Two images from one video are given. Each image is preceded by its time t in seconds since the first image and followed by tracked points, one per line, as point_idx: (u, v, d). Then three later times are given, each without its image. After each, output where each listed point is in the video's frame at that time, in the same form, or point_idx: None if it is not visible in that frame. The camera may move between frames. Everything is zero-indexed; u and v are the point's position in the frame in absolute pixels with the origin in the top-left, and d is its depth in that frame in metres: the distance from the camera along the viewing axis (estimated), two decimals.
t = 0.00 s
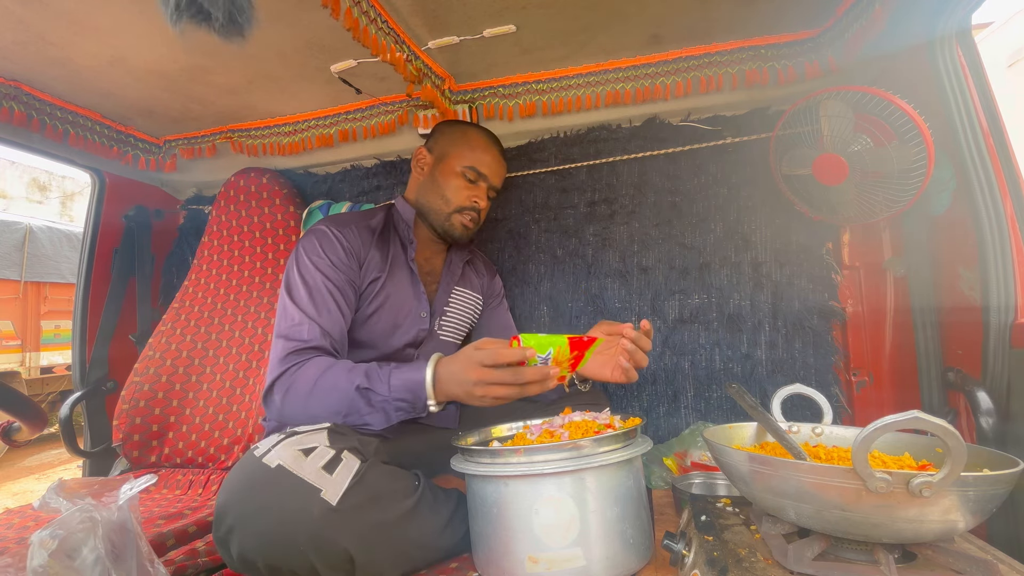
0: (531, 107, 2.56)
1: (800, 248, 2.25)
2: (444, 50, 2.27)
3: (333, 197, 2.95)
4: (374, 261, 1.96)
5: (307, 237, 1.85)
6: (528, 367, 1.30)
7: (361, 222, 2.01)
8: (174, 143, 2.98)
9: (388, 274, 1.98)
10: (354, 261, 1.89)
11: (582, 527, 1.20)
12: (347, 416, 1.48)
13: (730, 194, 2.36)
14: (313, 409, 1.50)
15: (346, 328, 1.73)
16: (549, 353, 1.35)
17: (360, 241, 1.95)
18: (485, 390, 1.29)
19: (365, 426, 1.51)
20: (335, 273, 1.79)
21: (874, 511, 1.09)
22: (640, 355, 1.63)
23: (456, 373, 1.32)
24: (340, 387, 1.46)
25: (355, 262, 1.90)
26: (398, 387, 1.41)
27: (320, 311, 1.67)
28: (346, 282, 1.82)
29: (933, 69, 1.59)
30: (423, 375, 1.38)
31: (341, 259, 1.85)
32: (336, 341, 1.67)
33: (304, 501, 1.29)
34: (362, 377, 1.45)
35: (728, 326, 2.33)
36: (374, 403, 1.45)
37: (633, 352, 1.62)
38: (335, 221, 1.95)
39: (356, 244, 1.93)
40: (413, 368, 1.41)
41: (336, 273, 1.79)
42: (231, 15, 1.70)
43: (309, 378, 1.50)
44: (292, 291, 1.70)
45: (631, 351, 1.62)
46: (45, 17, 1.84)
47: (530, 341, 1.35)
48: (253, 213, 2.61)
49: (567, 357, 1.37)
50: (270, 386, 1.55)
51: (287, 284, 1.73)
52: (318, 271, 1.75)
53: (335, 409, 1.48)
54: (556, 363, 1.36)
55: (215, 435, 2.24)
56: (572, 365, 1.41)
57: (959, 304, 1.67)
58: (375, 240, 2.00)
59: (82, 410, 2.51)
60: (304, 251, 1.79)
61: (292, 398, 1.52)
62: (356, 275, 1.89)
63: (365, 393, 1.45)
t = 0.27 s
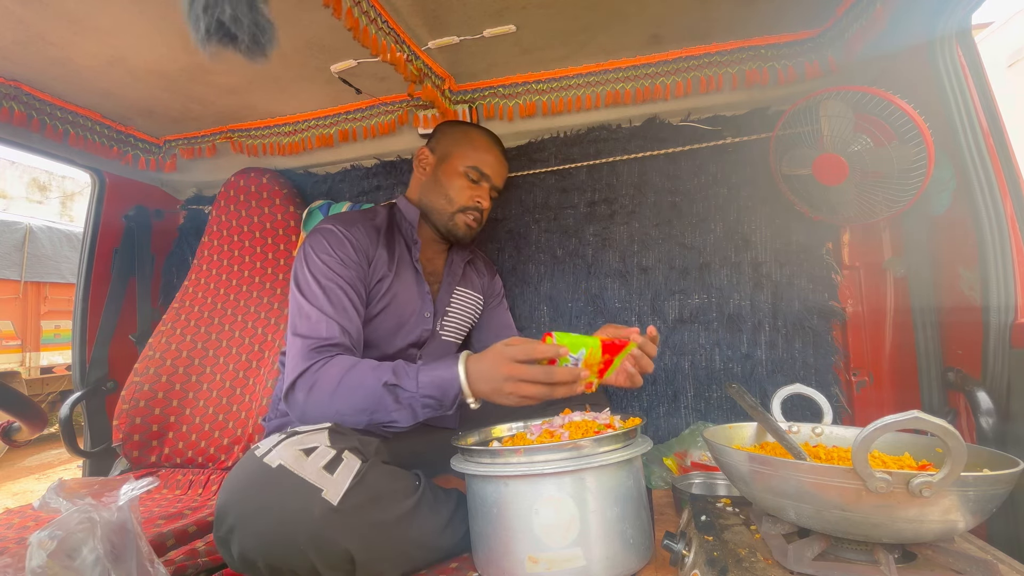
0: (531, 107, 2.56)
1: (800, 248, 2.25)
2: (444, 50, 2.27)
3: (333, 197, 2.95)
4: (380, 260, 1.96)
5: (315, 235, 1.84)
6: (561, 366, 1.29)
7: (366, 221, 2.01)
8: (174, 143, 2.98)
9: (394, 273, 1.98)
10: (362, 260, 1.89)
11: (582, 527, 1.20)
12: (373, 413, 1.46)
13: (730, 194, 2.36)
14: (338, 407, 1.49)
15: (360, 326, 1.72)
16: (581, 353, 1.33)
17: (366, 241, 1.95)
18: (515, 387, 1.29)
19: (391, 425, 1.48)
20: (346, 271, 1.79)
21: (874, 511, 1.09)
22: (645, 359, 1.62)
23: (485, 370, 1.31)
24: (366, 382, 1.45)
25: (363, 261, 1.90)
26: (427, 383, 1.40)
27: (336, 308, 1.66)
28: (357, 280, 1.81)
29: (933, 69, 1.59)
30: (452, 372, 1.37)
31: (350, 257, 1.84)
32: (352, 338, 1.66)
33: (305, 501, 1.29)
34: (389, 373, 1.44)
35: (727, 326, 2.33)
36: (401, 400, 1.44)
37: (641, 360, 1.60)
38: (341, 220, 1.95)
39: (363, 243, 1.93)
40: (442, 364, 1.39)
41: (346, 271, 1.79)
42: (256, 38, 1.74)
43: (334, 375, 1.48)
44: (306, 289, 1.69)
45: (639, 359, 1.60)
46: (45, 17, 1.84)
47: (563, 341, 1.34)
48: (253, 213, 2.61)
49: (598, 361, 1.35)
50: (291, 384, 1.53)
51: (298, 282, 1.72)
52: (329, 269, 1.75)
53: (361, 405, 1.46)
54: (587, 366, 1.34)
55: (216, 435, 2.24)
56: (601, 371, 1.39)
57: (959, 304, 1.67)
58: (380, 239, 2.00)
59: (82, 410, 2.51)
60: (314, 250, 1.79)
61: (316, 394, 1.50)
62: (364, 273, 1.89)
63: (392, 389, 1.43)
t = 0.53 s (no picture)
0: (531, 107, 2.56)
1: (800, 248, 2.25)
2: (443, 50, 2.27)
3: (333, 197, 2.95)
4: (383, 260, 1.96)
5: (317, 234, 1.84)
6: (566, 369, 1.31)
7: (368, 221, 2.00)
8: (174, 143, 2.98)
9: (396, 273, 1.98)
10: (364, 260, 1.89)
11: (582, 527, 1.20)
12: (375, 412, 1.45)
13: (730, 194, 2.36)
14: (339, 406, 1.48)
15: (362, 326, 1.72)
16: (587, 358, 1.33)
17: (369, 240, 1.94)
18: (520, 388, 1.30)
19: (393, 424, 1.47)
20: (347, 269, 1.79)
21: (874, 511, 1.09)
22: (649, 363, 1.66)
23: (491, 370, 1.32)
24: (369, 381, 1.44)
25: (365, 260, 1.89)
26: (431, 383, 1.40)
27: (338, 307, 1.66)
28: (358, 279, 1.81)
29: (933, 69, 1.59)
30: (457, 372, 1.37)
31: (352, 256, 1.84)
32: (354, 337, 1.66)
33: (305, 499, 1.29)
34: (393, 372, 1.44)
35: (727, 326, 2.33)
36: (404, 399, 1.43)
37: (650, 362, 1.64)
38: (344, 219, 1.95)
39: (365, 242, 1.92)
40: (447, 364, 1.40)
41: (348, 271, 1.78)
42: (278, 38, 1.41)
43: (337, 373, 1.48)
44: (308, 287, 1.68)
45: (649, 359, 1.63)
46: (45, 18, 1.84)
47: (570, 343, 1.35)
48: (253, 213, 2.61)
49: (601, 364, 1.37)
50: (293, 382, 1.52)
51: (300, 281, 1.71)
52: (332, 268, 1.75)
53: (363, 404, 1.45)
54: (592, 368, 1.35)
55: (215, 435, 2.24)
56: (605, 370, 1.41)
57: (959, 304, 1.67)
58: (382, 239, 2.00)
59: (82, 410, 2.51)
60: (316, 249, 1.78)
61: (318, 392, 1.49)
62: (366, 273, 1.88)
63: (396, 388, 1.43)
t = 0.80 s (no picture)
0: (531, 107, 2.56)
1: (800, 248, 2.25)
2: (444, 50, 2.27)
3: (333, 197, 2.95)
4: (383, 260, 1.96)
5: (318, 235, 1.84)
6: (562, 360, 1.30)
7: (368, 221, 2.00)
8: (174, 143, 2.98)
9: (396, 274, 1.98)
10: (364, 261, 1.89)
11: (583, 527, 1.20)
12: (375, 413, 1.45)
13: (730, 194, 2.36)
14: (339, 407, 1.48)
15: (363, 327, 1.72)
16: (582, 344, 1.39)
17: (370, 241, 1.95)
18: (517, 382, 1.28)
19: (393, 425, 1.48)
20: (348, 271, 1.79)
21: (874, 511, 1.09)
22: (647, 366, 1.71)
23: (488, 367, 1.31)
24: (369, 382, 1.44)
25: (366, 261, 1.90)
26: (429, 383, 1.39)
27: (339, 308, 1.66)
28: (359, 279, 1.81)
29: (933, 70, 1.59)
30: (456, 371, 1.36)
31: (352, 257, 1.84)
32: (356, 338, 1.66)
33: (305, 499, 1.29)
34: (392, 373, 1.43)
35: (727, 326, 2.33)
36: (403, 400, 1.43)
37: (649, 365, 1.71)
38: (344, 220, 1.95)
39: (366, 243, 1.92)
40: (447, 364, 1.39)
41: (349, 272, 1.79)
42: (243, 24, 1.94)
43: (337, 375, 1.48)
44: (309, 289, 1.68)
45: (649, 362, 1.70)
46: (45, 18, 1.84)
47: (563, 331, 1.40)
48: (253, 213, 2.61)
49: (599, 350, 1.42)
50: (294, 383, 1.53)
51: (301, 282, 1.71)
52: (332, 269, 1.75)
53: (363, 406, 1.46)
54: (589, 356, 1.40)
55: (215, 435, 2.24)
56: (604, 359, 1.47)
57: (959, 304, 1.67)
58: (382, 239, 2.00)
59: (81, 410, 2.51)
60: (317, 250, 1.78)
61: (318, 394, 1.50)
62: (367, 274, 1.89)
63: (395, 388, 1.43)
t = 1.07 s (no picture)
0: (531, 107, 2.56)
1: (800, 248, 2.25)
2: (444, 50, 2.27)
3: (333, 197, 2.94)
4: (381, 260, 1.96)
5: (316, 235, 1.85)
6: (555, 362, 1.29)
7: (367, 222, 2.01)
8: (174, 143, 2.98)
9: (394, 274, 1.98)
10: (362, 261, 1.89)
11: (583, 527, 1.20)
12: (364, 413, 1.45)
13: (730, 194, 2.36)
14: (330, 406, 1.48)
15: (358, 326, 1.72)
16: (576, 345, 1.39)
17: (368, 242, 1.95)
18: (507, 386, 1.27)
19: (382, 425, 1.47)
20: (345, 270, 1.79)
21: (874, 511, 1.09)
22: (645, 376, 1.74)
23: (478, 369, 1.29)
24: (358, 382, 1.44)
25: (363, 261, 1.90)
26: (416, 384, 1.38)
27: (334, 306, 1.66)
28: (357, 279, 1.82)
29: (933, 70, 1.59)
30: (444, 372, 1.35)
31: (351, 257, 1.85)
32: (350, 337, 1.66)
33: (305, 498, 1.29)
34: (381, 372, 1.42)
35: (727, 326, 2.33)
36: (391, 400, 1.42)
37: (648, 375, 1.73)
38: (343, 220, 1.95)
39: (364, 243, 1.93)
40: (436, 364, 1.37)
41: (346, 271, 1.79)
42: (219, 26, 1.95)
43: (327, 373, 1.48)
44: (304, 287, 1.69)
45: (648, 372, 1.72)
46: (45, 18, 1.84)
47: (556, 332, 1.41)
48: (253, 213, 2.61)
49: (596, 352, 1.41)
50: (287, 381, 1.54)
51: (297, 280, 1.72)
52: (328, 268, 1.75)
53: (352, 405, 1.45)
54: (586, 357, 1.40)
55: (215, 435, 2.24)
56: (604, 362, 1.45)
57: (959, 304, 1.67)
58: (381, 239, 2.01)
59: (82, 410, 2.51)
60: (314, 250, 1.79)
61: (310, 392, 1.50)
62: (364, 274, 1.89)
63: (383, 388, 1.42)
